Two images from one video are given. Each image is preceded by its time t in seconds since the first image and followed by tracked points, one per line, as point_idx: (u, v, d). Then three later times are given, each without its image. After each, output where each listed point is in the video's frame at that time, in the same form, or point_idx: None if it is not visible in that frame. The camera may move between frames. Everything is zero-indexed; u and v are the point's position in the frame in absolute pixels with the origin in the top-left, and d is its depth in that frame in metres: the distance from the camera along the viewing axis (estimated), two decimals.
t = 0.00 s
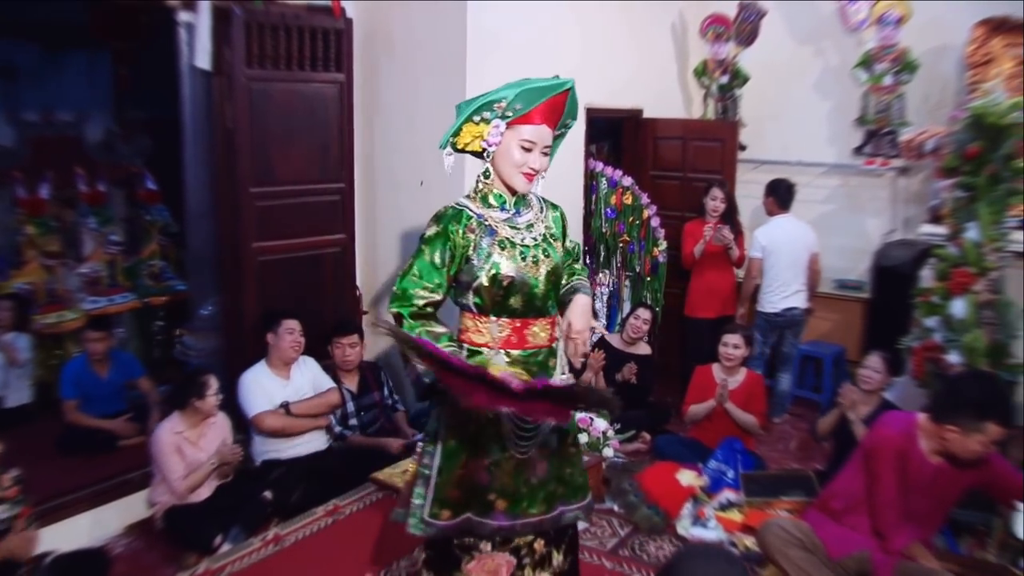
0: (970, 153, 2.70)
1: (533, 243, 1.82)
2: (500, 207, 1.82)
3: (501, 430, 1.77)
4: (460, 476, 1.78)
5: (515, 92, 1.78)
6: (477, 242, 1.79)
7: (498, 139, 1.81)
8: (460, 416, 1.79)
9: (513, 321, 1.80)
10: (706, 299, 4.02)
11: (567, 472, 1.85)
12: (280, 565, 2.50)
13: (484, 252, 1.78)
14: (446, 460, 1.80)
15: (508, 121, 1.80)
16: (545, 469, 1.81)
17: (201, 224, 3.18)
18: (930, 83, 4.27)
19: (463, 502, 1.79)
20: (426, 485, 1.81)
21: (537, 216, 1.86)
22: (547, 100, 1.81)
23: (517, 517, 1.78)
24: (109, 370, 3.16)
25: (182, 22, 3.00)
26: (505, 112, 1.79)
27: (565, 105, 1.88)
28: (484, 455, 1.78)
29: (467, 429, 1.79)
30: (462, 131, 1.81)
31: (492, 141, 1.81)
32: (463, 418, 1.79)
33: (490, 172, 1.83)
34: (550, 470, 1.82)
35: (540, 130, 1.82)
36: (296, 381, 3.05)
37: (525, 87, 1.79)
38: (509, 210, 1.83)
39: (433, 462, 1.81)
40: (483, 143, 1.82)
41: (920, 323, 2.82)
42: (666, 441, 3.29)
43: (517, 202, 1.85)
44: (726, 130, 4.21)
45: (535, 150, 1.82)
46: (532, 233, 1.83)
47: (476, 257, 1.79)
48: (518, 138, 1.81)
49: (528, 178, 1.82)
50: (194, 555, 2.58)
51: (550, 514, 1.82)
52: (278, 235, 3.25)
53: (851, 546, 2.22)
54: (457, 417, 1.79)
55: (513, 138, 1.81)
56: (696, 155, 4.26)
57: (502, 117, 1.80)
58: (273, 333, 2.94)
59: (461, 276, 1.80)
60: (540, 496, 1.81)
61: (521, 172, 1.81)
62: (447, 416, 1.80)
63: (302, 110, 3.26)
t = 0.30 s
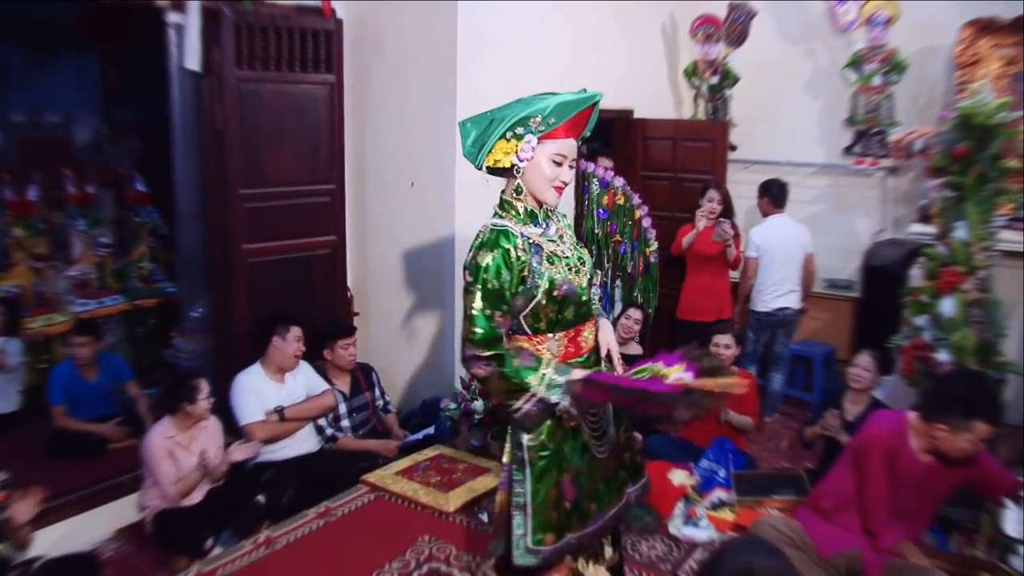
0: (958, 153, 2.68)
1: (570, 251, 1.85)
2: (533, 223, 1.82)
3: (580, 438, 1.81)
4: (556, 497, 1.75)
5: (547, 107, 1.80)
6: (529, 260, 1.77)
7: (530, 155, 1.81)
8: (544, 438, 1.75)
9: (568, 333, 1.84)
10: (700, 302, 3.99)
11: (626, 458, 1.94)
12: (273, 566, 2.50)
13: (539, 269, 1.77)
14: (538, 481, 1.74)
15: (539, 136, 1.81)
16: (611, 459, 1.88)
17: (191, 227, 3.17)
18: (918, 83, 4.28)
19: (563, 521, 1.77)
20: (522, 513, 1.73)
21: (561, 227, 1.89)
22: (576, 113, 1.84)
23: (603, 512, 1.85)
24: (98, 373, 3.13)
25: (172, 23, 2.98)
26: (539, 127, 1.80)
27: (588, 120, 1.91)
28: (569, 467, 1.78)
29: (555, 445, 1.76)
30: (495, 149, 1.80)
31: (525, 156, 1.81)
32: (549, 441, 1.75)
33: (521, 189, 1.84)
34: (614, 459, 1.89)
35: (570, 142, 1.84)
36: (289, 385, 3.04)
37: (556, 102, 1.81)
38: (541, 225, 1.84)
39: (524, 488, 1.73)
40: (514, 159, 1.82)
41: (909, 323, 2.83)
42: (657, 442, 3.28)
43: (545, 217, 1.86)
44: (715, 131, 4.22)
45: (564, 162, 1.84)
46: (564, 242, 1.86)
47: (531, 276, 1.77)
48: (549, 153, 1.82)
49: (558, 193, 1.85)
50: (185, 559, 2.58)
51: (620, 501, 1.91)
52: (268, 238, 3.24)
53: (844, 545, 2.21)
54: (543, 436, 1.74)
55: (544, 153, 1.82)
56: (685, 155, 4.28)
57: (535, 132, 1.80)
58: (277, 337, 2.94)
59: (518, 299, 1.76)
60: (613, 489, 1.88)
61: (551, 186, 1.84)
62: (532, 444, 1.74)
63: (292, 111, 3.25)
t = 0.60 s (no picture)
0: (942, 153, 2.69)
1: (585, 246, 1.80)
2: (548, 222, 1.75)
3: (611, 435, 1.76)
4: (594, 495, 1.73)
5: (557, 112, 1.70)
6: (555, 257, 1.71)
7: (542, 161, 1.73)
8: (576, 437, 1.73)
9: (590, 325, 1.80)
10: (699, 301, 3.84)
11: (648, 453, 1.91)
12: (262, 567, 2.50)
13: (564, 266, 1.72)
14: (573, 481, 1.72)
15: (549, 141, 1.72)
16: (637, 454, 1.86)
17: (177, 228, 3.15)
18: (904, 83, 4.30)
19: (605, 519, 1.74)
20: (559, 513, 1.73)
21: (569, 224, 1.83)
22: (585, 116, 1.74)
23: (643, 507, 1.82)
24: (82, 375, 3.10)
25: (157, 23, 2.95)
26: (550, 133, 1.71)
27: (595, 116, 1.81)
28: (605, 464, 1.74)
29: (588, 444, 1.73)
30: (506, 159, 1.71)
31: (537, 163, 1.72)
32: (582, 440, 1.73)
33: (532, 194, 1.76)
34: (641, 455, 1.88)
35: (580, 144, 1.75)
36: (277, 386, 3.04)
37: (565, 108, 1.71)
38: (555, 223, 1.77)
39: (562, 488, 1.72)
40: (524, 167, 1.74)
41: (896, 321, 2.85)
42: (646, 441, 3.29)
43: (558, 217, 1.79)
44: (702, 131, 4.19)
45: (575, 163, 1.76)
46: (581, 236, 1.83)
47: (559, 273, 1.71)
48: (562, 157, 1.73)
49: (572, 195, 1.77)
50: (173, 561, 2.57)
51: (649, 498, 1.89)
52: (256, 238, 3.24)
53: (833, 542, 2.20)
54: (574, 437, 1.73)
55: (555, 159, 1.73)
56: (672, 155, 4.26)
57: (545, 138, 1.71)
58: (269, 341, 2.94)
59: (554, 297, 1.70)
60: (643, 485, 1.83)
61: (565, 188, 1.76)
62: (563, 444, 1.72)
63: (279, 111, 3.24)
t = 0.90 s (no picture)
0: (926, 152, 2.71)
1: (588, 242, 1.80)
2: (552, 215, 1.75)
3: (595, 436, 1.76)
4: (576, 494, 1.73)
5: (535, 111, 1.69)
6: (556, 248, 1.72)
7: (533, 160, 1.73)
8: (560, 434, 1.74)
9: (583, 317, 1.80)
10: (703, 306, 3.76)
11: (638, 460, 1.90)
12: (247, 569, 2.49)
13: (565, 258, 1.72)
14: (556, 477, 1.73)
15: (534, 141, 1.72)
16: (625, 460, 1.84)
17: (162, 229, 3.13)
18: (887, 83, 4.33)
19: (586, 520, 1.73)
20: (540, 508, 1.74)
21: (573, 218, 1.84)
22: (565, 107, 1.73)
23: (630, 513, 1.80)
24: (65, 377, 3.00)
25: (140, 24, 2.96)
26: (532, 135, 1.71)
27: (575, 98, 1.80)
28: (590, 465, 1.74)
29: (575, 442, 1.74)
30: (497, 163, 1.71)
31: (529, 165, 1.73)
32: (568, 437, 1.74)
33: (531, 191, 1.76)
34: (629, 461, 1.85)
35: (566, 135, 1.75)
36: (264, 388, 3.03)
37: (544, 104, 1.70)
38: (558, 215, 1.78)
39: (543, 483, 1.74)
40: (518, 168, 1.74)
41: (880, 320, 2.86)
42: (632, 440, 3.30)
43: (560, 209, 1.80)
44: (686, 130, 4.23)
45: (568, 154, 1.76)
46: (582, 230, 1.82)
47: (560, 264, 1.72)
48: (552, 151, 1.73)
49: (572, 181, 1.77)
50: (158, 564, 2.57)
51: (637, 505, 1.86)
52: (241, 239, 3.23)
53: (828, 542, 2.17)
54: (560, 433, 1.74)
55: (547, 155, 1.74)
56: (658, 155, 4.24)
57: (529, 139, 1.71)
58: (257, 346, 2.93)
59: (555, 286, 1.71)
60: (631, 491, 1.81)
61: (564, 178, 1.76)
62: (548, 440, 1.74)
63: (263, 111, 3.24)
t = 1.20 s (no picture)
0: (911, 150, 2.71)
1: (578, 250, 1.77)
2: (540, 215, 1.77)
3: (545, 449, 1.77)
4: (500, 500, 1.76)
5: (495, 128, 1.75)
6: (524, 249, 1.72)
7: (512, 171, 1.77)
8: (501, 432, 1.76)
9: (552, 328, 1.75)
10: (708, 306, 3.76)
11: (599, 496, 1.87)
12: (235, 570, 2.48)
13: (532, 258, 1.72)
14: (484, 478, 1.76)
15: (508, 152, 1.77)
16: (585, 490, 1.82)
17: (148, 229, 3.11)
18: (872, 81, 4.35)
19: (505, 532, 1.76)
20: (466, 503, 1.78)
21: (577, 225, 1.81)
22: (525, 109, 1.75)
23: (562, 543, 1.78)
24: (48, 379, 2.98)
25: (125, 22, 2.91)
26: (501, 149, 1.76)
27: (545, 94, 1.79)
28: (528, 478, 1.75)
29: (514, 446, 1.76)
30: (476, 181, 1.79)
31: (509, 177, 1.77)
32: (508, 438, 1.76)
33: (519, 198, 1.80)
34: (588, 493, 1.83)
35: (537, 139, 1.75)
36: (252, 391, 3.01)
37: (498, 119, 1.74)
38: (550, 219, 1.77)
39: (471, 480, 1.77)
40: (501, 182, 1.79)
41: (866, 317, 2.88)
42: (617, 440, 3.29)
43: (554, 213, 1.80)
44: (674, 129, 4.18)
45: (547, 156, 1.77)
46: (574, 242, 1.78)
47: (525, 266, 1.72)
48: (526, 158, 1.76)
49: (561, 178, 1.78)
50: (145, 565, 2.57)
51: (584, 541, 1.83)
52: (227, 239, 3.23)
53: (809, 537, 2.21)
54: (500, 433, 1.76)
55: (522, 162, 1.76)
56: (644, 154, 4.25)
57: (501, 153, 1.77)
58: (245, 351, 2.92)
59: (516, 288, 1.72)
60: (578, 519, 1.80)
61: (552, 177, 1.78)
62: (487, 435, 1.77)
63: (249, 110, 3.24)
